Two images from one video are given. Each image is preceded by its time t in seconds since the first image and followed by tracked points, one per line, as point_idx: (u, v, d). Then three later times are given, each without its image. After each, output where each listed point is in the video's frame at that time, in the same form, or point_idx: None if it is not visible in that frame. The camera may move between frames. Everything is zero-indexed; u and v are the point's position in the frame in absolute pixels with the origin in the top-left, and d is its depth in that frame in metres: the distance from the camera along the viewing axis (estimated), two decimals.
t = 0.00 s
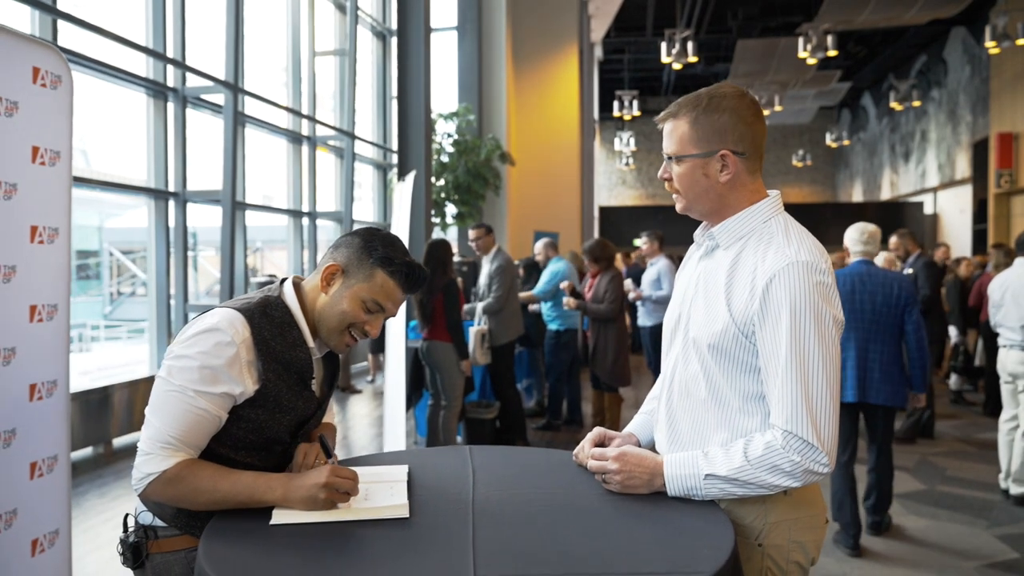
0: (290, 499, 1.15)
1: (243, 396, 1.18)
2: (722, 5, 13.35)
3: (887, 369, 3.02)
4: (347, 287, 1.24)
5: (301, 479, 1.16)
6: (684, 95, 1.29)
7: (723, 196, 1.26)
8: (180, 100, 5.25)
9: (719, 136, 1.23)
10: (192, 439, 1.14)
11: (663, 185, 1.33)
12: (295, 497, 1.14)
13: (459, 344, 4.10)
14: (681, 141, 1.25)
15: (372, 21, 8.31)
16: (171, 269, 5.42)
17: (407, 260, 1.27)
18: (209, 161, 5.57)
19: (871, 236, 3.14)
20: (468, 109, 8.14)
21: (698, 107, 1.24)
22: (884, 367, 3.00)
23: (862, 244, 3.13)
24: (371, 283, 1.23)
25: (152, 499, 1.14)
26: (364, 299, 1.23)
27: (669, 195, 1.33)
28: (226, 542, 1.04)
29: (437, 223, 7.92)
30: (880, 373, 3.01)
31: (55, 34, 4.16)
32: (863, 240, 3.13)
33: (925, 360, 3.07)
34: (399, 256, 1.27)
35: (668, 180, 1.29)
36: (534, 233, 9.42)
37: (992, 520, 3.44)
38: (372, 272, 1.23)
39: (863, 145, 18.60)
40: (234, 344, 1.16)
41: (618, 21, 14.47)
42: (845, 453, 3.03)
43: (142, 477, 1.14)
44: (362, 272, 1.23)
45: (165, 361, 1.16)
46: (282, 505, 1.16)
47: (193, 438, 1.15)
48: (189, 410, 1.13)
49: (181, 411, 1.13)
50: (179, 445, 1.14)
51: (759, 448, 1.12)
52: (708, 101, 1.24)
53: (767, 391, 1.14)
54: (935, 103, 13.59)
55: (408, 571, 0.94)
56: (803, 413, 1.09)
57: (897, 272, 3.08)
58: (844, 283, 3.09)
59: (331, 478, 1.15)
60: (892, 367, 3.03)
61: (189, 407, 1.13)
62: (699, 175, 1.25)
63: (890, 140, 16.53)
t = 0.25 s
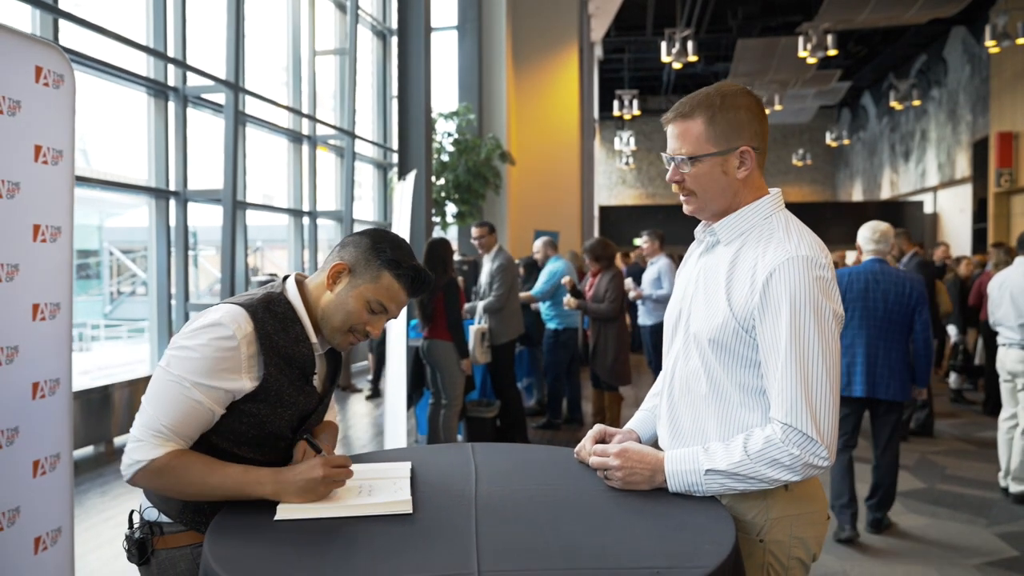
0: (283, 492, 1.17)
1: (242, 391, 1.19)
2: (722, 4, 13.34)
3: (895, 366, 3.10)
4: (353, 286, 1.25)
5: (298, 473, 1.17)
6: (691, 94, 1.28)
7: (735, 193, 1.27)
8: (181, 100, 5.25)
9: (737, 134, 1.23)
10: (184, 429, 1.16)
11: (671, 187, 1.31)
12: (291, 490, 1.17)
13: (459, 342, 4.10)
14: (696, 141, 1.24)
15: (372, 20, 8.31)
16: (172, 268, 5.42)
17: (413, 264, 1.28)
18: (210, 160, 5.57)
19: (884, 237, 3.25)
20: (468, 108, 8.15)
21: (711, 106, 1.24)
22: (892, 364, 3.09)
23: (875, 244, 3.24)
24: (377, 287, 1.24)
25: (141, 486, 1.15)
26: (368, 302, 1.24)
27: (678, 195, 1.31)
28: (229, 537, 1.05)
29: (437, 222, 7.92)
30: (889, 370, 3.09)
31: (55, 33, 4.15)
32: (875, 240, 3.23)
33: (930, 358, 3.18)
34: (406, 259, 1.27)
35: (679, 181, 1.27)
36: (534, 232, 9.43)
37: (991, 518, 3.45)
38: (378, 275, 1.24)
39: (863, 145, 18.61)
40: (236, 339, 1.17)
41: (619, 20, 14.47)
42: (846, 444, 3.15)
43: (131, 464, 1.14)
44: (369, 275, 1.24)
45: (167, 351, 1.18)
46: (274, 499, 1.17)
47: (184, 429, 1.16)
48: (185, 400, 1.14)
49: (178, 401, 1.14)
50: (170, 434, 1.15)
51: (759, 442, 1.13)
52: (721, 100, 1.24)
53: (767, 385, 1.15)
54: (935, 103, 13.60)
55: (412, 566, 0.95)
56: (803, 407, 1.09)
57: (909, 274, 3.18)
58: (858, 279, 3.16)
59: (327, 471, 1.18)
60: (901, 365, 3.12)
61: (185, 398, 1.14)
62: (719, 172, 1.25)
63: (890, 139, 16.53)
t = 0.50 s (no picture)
0: (283, 490, 1.17)
1: (244, 392, 1.19)
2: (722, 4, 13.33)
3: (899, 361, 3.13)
4: (357, 287, 1.24)
5: (300, 470, 1.17)
6: (695, 93, 1.28)
7: (740, 193, 1.27)
8: (181, 99, 5.24)
9: (743, 134, 1.23)
10: (184, 428, 1.16)
11: (675, 186, 1.31)
12: (291, 487, 1.17)
13: (460, 342, 4.10)
14: (702, 141, 1.24)
15: (373, 20, 8.30)
16: (173, 268, 5.41)
17: (417, 266, 1.28)
18: (211, 159, 5.56)
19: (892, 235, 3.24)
20: (469, 108, 8.14)
21: (718, 105, 1.24)
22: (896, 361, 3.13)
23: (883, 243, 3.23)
24: (381, 288, 1.24)
25: (139, 484, 1.15)
26: (373, 303, 1.24)
27: (682, 195, 1.31)
28: (232, 536, 1.05)
29: (437, 221, 7.91)
30: (890, 366, 3.13)
31: (56, 32, 4.15)
32: (882, 238, 3.23)
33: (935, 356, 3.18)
34: (411, 261, 1.27)
35: (684, 181, 1.27)
36: (534, 232, 9.42)
37: (992, 517, 3.45)
38: (383, 275, 1.24)
39: (863, 144, 18.61)
40: (238, 339, 1.17)
41: (619, 20, 14.45)
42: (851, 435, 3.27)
43: (130, 462, 1.15)
44: (374, 275, 1.24)
45: (171, 349, 1.18)
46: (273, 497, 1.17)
47: (183, 427, 1.16)
48: (186, 399, 1.14)
49: (179, 400, 1.14)
50: (169, 433, 1.15)
51: (763, 442, 1.13)
52: (727, 99, 1.24)
53: (771, 385, 1.15)
54: (936, 102, 13.59)
55: (416, 564, 0.95)
56: (807, 407, 1.09)
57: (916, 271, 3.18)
58: (864, 278, 3.20)
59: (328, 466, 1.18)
60: (904, 361, 3.14)
61: (186, 397, 1.14)
62: (725, 172, 1.25)
63: (891, 139, 16.52)
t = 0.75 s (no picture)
0: (288, 492, 1.16)
1: (246, 394, 1.18)
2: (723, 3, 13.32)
3: (896, 359, 3.15)
4: (358, 287, 1.24)
5: (302, 473, 1.17)
6: (699, 92, 1.27)
7: (744, 192, 1.27)
8: (182, 99, 5.24)
9: (747, 134, 1.23)
10: (188, 431, 1.15)
11: (678, 187, 1.30)
12: (296, 489, 1.16)
13: (460, 342, 4.10)
14: (706, 140, 1.23)
15: (373, 19, 8.30)
16: (173, 268, 5.40)
17: (419, 266, 1.27)
18: (211, 159, 5.55)
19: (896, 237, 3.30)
20: (469, 107, 8.14)
21: (722, 105, 1.23)
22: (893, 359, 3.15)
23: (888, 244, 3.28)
24: (382, 287, 1.24)
25: (143, 488, 1.15)
26: (373, 303, 1.24)
27: (685, 195, 1.31)
28: (236, 538, 1.04)
29: (438, 221, 7.91)
30: (886, 364, 3.16)
31: (56, 32, 4.14)
32: (886, 240, 3.29)
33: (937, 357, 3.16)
34: (412, 261, 1.26)
35: (688, 181, 1.27)
36: (534, 231, 9.42)
37: (993, 517, 3.45)
38: (383, 276, 1.23)
39: (864, 144, 18.60)
40: (241, 342, 1.16)
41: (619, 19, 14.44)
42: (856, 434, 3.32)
43: (133, 466, 1.14)
44: (374, 275, 1.23)
45: (172, 352, 1.18)
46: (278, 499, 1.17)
47: (186, 431, 1.15)
48: (189, 402, 1.14)
49: (182, 404, 1.14)
50: (173, 436, 1.14)
51: (768, 444, 1.12)
52: (731, 99, 1.23)
53: (775, 386, 1.15)
54: (937, 101, 13.58)
55: (419, 564, 0.95)
56: (812, 408, 1.09)
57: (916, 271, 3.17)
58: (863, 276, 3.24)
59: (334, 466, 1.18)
60: (901, 360, 3.15)
61: (189, 400, 1.14)
62: (729, 171, 1.24)
63: (891, 138, 16.52)
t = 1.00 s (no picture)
0: (288, 493, 1.16)
1: (246, 392, 1.18)
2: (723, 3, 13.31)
3: (892, 357, 3.22)
4: (355, 284, 1.23)
5: (302, 473, 1.16)
6: (701, 90, 1.27)
7: (747, 190, 1.26)
8: (181, 98, 5.23)
9: (750, 131, 1.22)
10: (189, 429, 1.15)
11: (681, 185, 1.30)
12: (296, 490, 1.15)
13: (461, 342, 4.10)
14: (708, 138, 1.23)
15: (373, 19, 8.30)
16: (173, 268, 5.40)
17: (416, 262, 1.27)
18: (211, 158, 5.54)
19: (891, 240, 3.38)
20: (469, 107, 8.14)
21: (725, 102, 1.23)
22: (889, 356, 3.21)
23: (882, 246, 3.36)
24: (379, 283, 1.23)
25: (145, 487, 1.14)
26: (370, 299, 1.23)
27: (687, 193, 1.30)
28: (236, 538, 1.04)
29: (438, 221, 7.90)
30: (883, 363, 3.22)
31: (55, 32, 4.13)
32: (880, 242, 3.38)
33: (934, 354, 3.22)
34: (409, 257, 1.26)
35: (690, 179, 1.26)
36: (535, 231, 9.42)
37: (995, 517, 3.44)
38: (380, 272, 1.23)
39: (863, 144, 18.60)
40: (240, 340, 1.16)
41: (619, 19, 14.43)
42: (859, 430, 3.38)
43: (135, 465, 1.13)
44: (371, 272, 1.23)
45: (172, 350, 1.17)
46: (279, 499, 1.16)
47: (187, 429, 1.15)
48: (189, 400, 1.13)
49: (182, 402, 1.13)
50: (175, 435, 1.14)
51: (770, 444, 1.12)
52: (734, 96, 1.23)
53: (779, 385, 1.14)
54: (937, 101, 13.58)
55: (420, 564, 0.94)
56: (815, 408, 1.08)
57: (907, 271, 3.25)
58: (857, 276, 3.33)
59: (334, 468, 1.17)
60: (897, 359, 3.22)
61: (190, 398, 1.13)
62: (732, 169, 1.24)
63: (891, 138, 16.51)
